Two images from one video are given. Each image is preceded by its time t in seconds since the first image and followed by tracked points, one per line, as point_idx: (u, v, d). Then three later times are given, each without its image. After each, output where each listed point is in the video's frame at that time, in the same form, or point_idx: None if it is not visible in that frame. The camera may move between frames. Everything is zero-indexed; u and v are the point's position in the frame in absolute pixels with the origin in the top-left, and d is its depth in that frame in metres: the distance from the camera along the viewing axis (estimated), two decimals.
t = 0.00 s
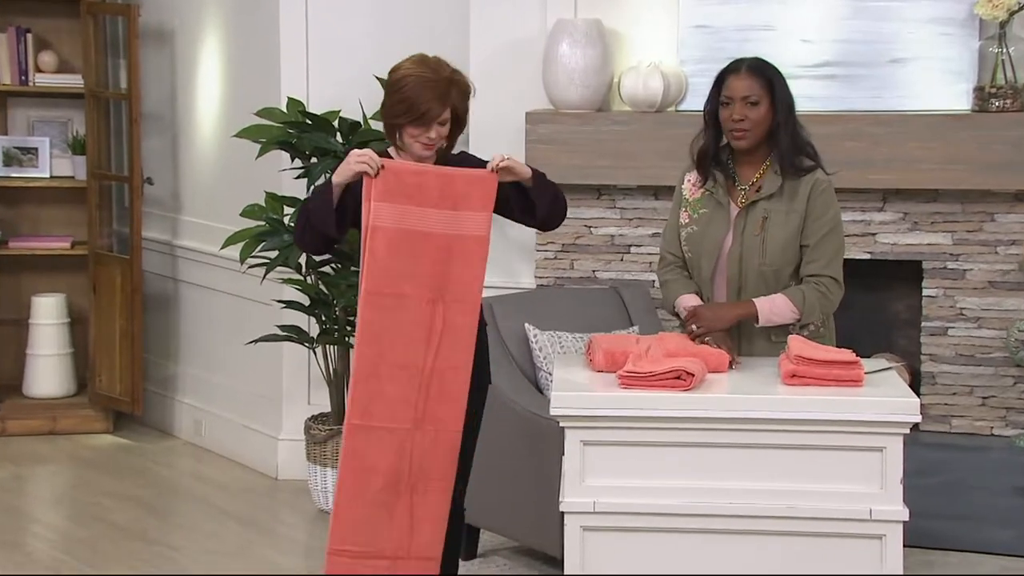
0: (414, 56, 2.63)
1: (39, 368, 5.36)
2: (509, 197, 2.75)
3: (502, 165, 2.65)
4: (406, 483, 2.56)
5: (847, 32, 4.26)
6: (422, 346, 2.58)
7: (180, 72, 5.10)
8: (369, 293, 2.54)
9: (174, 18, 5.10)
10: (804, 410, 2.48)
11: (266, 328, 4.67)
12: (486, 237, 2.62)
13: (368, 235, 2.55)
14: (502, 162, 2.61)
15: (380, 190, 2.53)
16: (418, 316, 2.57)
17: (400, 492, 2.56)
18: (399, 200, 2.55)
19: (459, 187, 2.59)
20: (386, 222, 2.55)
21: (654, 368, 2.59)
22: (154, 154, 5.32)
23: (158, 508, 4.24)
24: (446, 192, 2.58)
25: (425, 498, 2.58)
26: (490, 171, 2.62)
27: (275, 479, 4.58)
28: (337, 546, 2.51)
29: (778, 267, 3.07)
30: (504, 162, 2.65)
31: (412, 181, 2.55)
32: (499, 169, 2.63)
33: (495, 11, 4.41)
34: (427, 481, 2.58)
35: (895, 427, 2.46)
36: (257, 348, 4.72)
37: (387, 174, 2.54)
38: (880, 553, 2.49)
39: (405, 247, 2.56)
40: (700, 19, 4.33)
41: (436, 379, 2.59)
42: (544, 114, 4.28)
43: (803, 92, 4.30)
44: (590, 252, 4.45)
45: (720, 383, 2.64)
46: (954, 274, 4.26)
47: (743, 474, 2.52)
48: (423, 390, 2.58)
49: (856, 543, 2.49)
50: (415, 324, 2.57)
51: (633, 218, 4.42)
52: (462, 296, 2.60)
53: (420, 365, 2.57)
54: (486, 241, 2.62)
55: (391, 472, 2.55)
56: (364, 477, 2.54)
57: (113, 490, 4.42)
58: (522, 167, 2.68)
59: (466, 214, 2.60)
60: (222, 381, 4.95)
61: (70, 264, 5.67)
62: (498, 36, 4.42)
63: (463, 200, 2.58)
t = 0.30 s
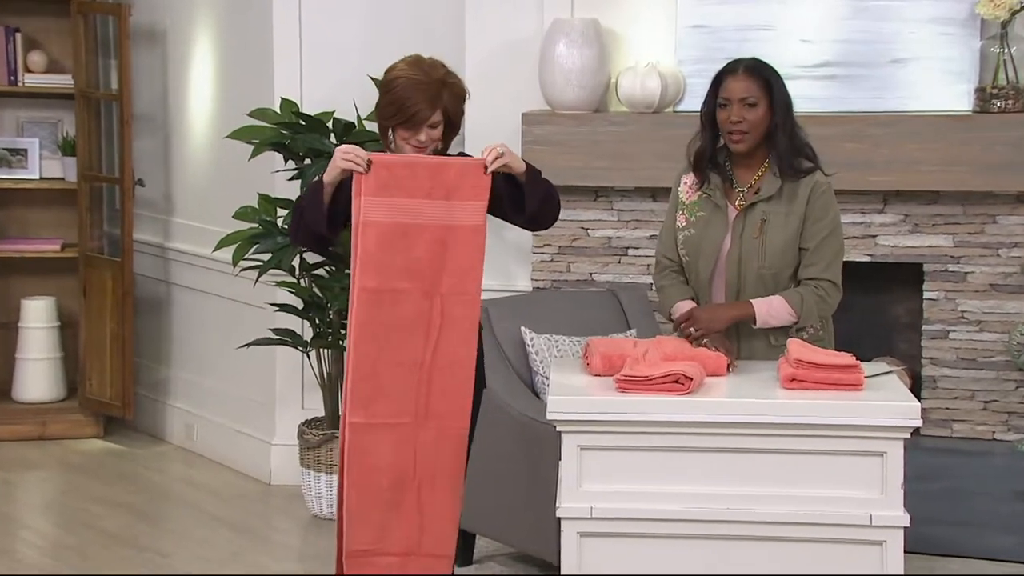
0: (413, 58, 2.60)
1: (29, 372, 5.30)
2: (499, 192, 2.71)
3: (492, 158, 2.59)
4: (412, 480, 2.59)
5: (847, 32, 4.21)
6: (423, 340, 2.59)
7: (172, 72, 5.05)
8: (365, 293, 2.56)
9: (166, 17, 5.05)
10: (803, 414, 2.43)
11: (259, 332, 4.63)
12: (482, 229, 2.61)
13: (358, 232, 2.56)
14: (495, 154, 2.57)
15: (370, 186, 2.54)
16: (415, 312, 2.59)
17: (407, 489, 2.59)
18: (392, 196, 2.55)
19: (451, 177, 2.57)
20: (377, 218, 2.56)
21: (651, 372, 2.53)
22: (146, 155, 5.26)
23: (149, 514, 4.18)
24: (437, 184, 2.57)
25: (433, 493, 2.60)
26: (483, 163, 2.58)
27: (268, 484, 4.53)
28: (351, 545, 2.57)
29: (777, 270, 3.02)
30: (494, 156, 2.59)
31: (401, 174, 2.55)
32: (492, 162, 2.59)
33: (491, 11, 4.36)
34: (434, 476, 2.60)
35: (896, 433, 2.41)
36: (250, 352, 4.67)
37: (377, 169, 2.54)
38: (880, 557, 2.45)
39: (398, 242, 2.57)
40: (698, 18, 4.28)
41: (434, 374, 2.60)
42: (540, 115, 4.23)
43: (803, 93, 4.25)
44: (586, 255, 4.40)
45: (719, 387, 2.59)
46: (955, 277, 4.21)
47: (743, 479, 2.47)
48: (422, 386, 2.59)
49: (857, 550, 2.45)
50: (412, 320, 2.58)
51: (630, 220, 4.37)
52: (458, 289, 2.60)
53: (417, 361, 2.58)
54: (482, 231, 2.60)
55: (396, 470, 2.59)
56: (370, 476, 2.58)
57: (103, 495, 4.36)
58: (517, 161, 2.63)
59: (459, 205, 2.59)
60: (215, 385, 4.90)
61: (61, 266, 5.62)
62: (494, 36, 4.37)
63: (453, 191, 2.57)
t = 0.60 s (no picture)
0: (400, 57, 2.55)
1: (19, 375, 5.26)
2: (497, 195, 2.67)
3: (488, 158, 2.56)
4: (441, 489, 2.55)
5: (847, 32, 4.17)
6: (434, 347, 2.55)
7: (164, 72, 5.00)
8: (372, 303, 2.54)
9: (158, 17, 5.00)
10: (803, 417, 2.38)
11: (253, 335, 4.58)
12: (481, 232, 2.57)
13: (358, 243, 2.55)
14: (490, 155, 2.54)
15: (365, 196, 2.53)
16: (423, 318, 2.55)
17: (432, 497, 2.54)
18: (388, 201, 2.54)
19: (447, 181, 2.55)
20: (376, 228, 2.55)
21: (648, 374, 2.49)
22: (137, 156, 5.22)
23: (140, 519, 4.14)
24: (433, 189, 2.54)
25: (461, 502, 2.56)
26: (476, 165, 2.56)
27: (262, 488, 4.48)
28: (378, 559, 2.52)
29: (776, 272, 2.97)
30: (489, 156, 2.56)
31: (397, 181, 2.53)
32: (489, 164, 2.56)
33: (486, 10, 4.31)
34: (461, 483, 2.56)
35: (896, 437, 2.37)
36: (243, 354, 4.63)
37: (370, 177, 2.53)
38: (880, 564, 2.40)
39: (400, 250, 2.55)
40: (696, 18, 4.24)
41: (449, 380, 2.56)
42: (536, 115, 4.18)
43: (802, 93, 4.21)
44: (583, 257, 4.35)
45: (717, 390, 2.55)
46: (955, 279, 4.17)
47: (742, 484, 2.42)
48: (439, 393, 2.55)
49: (856, 555, 2.40)
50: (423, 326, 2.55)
51: (628, 221, 4.33)
52: (466, 293, 2.57)
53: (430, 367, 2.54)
54: (483, 233, 2.57)
55: (419, 478, 2.54)
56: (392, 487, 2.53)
57: (94, 500, 4.32)
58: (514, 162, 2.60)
59: (459, 209, 2.56)
60: (208, 388, 4.85)
61: (52, 268, 5.58)
62: (490, 36, 4.33)
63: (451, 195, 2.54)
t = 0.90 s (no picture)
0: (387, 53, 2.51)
1: (8, 378, 5.20)
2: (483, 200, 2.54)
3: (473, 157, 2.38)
4: (450, 470, 2.33)
5: (846, 31, 4.13)
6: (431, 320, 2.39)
7: (156, 72, 4.95)
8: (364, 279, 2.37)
9: (150, 16, 4.95)
10: (803, 421, 2.34)
11: (246, 337, 4.53)
12: (473, 211, 2.43)
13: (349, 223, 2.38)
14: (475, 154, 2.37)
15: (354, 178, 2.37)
16: (419, 292, 2.39)
17: (447, 488, 2.32)
18: (373, 186, 2.39)
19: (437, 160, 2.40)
20: (365, 206, 2.39)
21: (645, 377, 2.45)
22: (129, 157, 5.17)
23: (131, 522, 4.09)
24: (423, 167, 2.39)
25: (473, 484, 2.35)
26: (460, 148, 2.40)
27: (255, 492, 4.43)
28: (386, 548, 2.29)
29: (776, 273, 2.93)
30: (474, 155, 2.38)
31: (385, 162, 2.38)
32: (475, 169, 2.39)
33: (482, 9, 4.27)
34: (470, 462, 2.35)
35: (895, 441, 2.33)
36: (237, 356, 4.58)
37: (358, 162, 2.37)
38: (880, 568, 2.36)
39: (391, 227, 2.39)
40: (694, 17, 4.20)
41: (449, 356, 2.38)
42: (533, 115, 4.14)
43: (801, 93, 4.16)
44: (580, 258, 4.31)
45: (715, 392, 2.50)
46: (956, 280, 4.13)
47: (741, 489, 2.38)
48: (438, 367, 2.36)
49: (857, 562, 2.35)
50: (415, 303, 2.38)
51: (625, 222, 4.28)
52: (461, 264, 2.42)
53: (428, 343, 2.37)
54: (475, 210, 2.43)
55: (429, 469, 2.32)
56: (402, 480, 2.31)
57: (85, 504, 4.27)
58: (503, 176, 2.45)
59: (450, 186, 2.41)
60: (200, 390, 4.81)
61: (42, 269, 5.53)
62: (485, 35, 4.28)
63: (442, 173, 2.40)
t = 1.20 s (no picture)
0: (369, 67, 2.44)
1: None
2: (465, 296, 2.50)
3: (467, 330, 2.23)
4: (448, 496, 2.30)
5: (846, 30, 4.08)
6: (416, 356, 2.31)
7: (148, 71, 4.91)
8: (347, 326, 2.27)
9: (142, 15, 4.91)
10: (803, 423, 2.30)
11: (240, 338, 4.49)
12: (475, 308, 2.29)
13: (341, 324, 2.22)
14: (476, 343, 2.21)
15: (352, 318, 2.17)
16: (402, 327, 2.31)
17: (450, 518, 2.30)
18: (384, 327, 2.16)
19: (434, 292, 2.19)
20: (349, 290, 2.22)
21: (642, 380, 2.40)
22: (120, 157, 5.13)
23: (122, 527, 4.04)
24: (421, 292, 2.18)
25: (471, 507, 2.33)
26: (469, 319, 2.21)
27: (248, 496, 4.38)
28: None
29: (775, 275, 2.89)
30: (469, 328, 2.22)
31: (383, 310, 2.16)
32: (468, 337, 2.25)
33: (479, 8, 4.23)
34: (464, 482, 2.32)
35: (900, 445, 2.29)
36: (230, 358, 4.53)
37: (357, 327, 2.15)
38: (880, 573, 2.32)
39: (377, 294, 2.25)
40: (692, 15, 4.15)
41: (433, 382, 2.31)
42: (529, 115, 4.10)
43: (800, 92, 4.12)
44: (577, 258, 4.26)
45: (714, 395, 2.46)
46: (957, 282, 4.09)
47: (742, 494, 2.33)
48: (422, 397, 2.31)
49: (858, 568, 2.31)
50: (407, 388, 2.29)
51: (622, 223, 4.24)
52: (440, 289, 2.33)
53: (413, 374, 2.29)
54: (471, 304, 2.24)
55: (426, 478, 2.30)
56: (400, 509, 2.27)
57: (76, 509, 4.22)
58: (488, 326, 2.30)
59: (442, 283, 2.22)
60: (194, 392, 4.76)
61: (33, 271, 5.48)
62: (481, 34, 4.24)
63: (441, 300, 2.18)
